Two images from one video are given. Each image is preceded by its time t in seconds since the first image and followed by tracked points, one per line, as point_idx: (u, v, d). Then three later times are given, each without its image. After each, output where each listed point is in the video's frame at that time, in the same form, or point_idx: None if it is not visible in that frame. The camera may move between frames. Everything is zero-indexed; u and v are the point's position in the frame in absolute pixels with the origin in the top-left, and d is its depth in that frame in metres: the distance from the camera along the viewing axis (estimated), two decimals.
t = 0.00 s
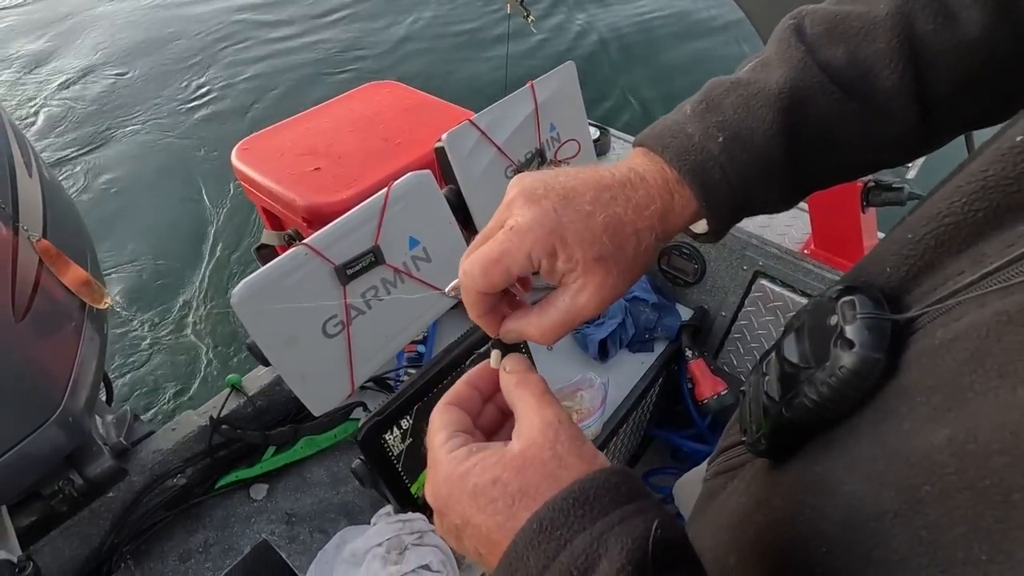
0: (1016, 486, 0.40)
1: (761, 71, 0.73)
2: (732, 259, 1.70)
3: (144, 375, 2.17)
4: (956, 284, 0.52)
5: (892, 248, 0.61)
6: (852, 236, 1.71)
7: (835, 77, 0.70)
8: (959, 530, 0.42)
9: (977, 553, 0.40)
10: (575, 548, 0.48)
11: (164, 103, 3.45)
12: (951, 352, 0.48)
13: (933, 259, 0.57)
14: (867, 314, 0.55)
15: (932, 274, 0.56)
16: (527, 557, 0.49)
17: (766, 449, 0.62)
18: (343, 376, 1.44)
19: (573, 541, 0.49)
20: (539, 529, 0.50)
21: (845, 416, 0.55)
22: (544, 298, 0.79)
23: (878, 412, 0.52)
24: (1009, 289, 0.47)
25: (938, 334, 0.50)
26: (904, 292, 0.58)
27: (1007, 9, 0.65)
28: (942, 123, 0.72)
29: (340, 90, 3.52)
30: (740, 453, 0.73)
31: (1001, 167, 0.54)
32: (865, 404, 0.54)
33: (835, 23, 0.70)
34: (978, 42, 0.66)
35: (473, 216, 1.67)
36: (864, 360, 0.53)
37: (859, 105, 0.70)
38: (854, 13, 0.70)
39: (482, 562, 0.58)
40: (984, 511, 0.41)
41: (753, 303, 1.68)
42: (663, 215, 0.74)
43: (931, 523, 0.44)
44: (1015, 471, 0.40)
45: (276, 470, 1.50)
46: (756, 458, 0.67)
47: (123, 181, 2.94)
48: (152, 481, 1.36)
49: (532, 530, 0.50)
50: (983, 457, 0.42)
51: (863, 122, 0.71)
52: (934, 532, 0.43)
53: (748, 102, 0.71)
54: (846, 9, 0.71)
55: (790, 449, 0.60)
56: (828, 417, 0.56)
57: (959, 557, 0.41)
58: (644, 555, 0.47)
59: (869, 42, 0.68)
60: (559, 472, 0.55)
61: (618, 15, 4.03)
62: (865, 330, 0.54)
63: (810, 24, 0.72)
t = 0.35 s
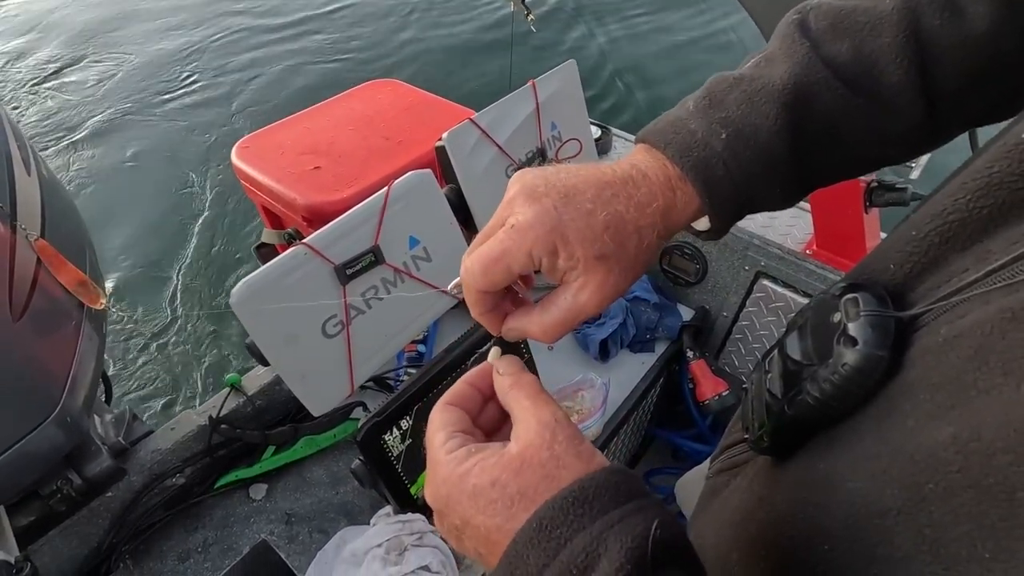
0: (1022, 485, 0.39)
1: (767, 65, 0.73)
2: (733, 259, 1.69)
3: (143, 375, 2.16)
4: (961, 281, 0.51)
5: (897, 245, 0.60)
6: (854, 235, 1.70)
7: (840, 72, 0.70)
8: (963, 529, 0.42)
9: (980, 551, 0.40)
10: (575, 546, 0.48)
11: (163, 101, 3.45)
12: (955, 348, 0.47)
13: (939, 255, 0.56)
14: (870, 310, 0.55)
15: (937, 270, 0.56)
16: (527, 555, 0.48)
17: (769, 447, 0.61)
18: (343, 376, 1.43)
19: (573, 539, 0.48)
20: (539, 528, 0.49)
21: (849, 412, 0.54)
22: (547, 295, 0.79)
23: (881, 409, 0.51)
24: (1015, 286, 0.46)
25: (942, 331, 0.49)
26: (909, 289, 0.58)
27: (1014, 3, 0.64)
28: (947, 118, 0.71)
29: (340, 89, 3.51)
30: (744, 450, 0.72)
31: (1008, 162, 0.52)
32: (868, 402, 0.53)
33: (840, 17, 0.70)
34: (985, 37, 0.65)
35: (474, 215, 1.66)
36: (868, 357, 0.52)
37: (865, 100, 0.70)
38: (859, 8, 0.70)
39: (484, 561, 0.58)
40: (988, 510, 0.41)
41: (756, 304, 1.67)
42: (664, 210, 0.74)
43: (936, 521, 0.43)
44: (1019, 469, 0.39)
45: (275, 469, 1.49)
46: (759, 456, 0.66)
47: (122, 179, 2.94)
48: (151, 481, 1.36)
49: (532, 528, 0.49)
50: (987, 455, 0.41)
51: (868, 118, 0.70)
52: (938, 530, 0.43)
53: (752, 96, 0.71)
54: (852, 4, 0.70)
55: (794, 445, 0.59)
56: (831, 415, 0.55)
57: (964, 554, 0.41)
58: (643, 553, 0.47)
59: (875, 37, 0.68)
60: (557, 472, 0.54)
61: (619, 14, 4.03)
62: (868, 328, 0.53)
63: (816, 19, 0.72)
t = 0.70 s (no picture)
0: None
1: (765, 62, 0.71)
2: (737, 262, 1.70)
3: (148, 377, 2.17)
4: (960, 278, 0.49)
5: (896, 242, 0.58)
6: (857, 238, 1.70)
7: (837, 70, 0.68)
8: (965, 527, 0.40)
9: (984, 550, 0.39)
10: None
11: (169, 103, 3.46)
12: (952, 346, 0.45)
13: (938, 254, 0.54)
14: (869, 308, 0.52)
15: (936, 268, 0.53)
16: None
17: (765, 444, 0.59)
18: (346, 378, 1.43)
19: None
20: None
21: (846, 410, 0.52)
22: (544, 281, 0.82)
23: (879, 408, 0.49)
24: (1015, 283, 0.44)
25: (941, 328, 0.48)
26: (908, 287, 0.56)
27: None
28: (945, 118, 0.69)
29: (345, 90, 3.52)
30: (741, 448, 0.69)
31: (1009, 160, 0.50)
32: (866, 400, 0.51)
33: (840, 15, 0.68)
34: (983, 38, 0.63)
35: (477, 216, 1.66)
36: (866, 355, 0.50)
37: (863, 100, 0.68)
38: (860, 6, 0.68)
39: None
40: (990, 508, 0.39)
41: (757, 306, 1.67)
42: (661, 201, 0.74)
43: (937, 520, 0.42)
44: (1020, 467, 0.38)
45: (279, 471, 1.49)
46: (756, 454, 0.64)
47: (128, 181, 2.95)
48: (154, 482, 1.36)
49: None
50: (989, 453, 0.40)
51: (866, 117, 0.69)
52: (941, 529, 0.42)
53: (749, 92, 0.70)
54: (852, 2, 0.69)
55: (788, 442, 0.57)
56: (830, 413, 0.53)
57: (968, 553, 0.40)
58: None
59: (875, 36, 0.66)
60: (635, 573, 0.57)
61: (624, 17, 4.04)
62: (866, 325, 0.51)
63: (815, 17, 0.70)
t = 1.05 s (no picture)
0: (1015, 485, 0.38)
1: (752, 65, 0.72)
2: (737, 264, 1.70)
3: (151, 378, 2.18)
4: (948, 282, 0.50)
5: (886, 247, 0.58)
6: (856, 241, 1.71)
7: (824, 74, 0.69)
8: (957, 529, 0.41)
9: (976, 551, 0.40)
10: None
11: (171, 104, 3.48)
12: (942, 349, 0.46)
13: (926, 258, 0.54)
14: (860, 311, 0.53)
15: (925, 273, 0.54)
16: None
17: (760, 445, 0.60)
18: (350, 379, 1.44)
19: None
20: None
21: (841, 412, 0.52)
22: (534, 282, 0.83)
23: (872, 410, 0.50)
24: (1004, 289, 0.44)
25: (932, 331, 0.48)
26: (897, 291, 0.56)
27: (997, 5, 0.64)
28: (931, 120, 0.70)
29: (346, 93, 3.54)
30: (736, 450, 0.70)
31: (993, 167, 0.50)
32: (860, 403, 0.51)
33: (826, 19, 0.69)
34: (965, 42, 0.65)
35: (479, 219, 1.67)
36: (858, 357, 0.51)
37: (848, 101, 0.69)
38: (845, 11, 0.69)
39: None
40: (982, 510, 0.40)
41: (757, 307, 1.67)
42: (652, 202, 0.75)
43: (930, 521, 0.43)
44: (1011, 470, 0.39)
45: (281, 472, 1.50)
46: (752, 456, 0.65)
47: (131, 183, 2.97)
48: (158, 483, 1.37)
49: None
50: (981, 456, 0.40)
51: (855, 121, 0.70)
52: (933, 530, 0.42)
53: (738, 96, 0.70)
54: (837, 6, 0.69)
55: (785, 444, 0.58)
56: (825, 415, 0.53)
57: (961, 555, 0.41)
58: None
59: (859, 40, 0.67)
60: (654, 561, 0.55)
61: (624, 21, 4.06)
62: (858, 328, 0.52)
63: (802, 20, 0.71)
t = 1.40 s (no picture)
0: (998, 469, 0.39)
1: (753, 60, 0.74)
2: (735, 262, 1.71)
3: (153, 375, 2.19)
4: (936, 275, 0.51)
5: (878, 243, 0.60)
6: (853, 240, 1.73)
7: (823, 67, 0.70)
8: (943, 513, 0.42)
9: (959, 533, 0.41)
10: None
11: (172, 104, 3.49)
12: (930, 340, 0.47)
13: (917, 253, 0.56)
14: (851, 305, 0.55)
15: (915, 267, 0.55)
16: None
17: (755, 438, 0.61)
18: (350, 375, 1.45)
19: None
20: None
21: (833, 404, 0.54)
22: (545, 276, 0.81)
23: (862, 402, 0.51)
24: (989, 281, 0.45)
25: (920, 323, 0.49)
26: (888, 286, 0.58)
27: (990, 4, 0.65)
28: (926, 117, 0.72)
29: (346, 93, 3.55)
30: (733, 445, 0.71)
31: (979, 164, 0.51)
32: (851, 393, 0.52)
33: (826, 16, 0.71)
34: (960, 39, 0.66)
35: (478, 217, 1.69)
36: (850, 348, 0.52)
37: (848, 95, 0.70)
38: (844, 8, 0.70)
39: None
40: (966, 495, 0.41)
41: (756, 306, 1.69)
42: (654, 187, 0.74)
43: (918, 507, 0.43)
44: (994, 453, 0.39)
45: (281, 469, 1.51)
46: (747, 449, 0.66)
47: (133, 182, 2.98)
48: (160, 479, 1.38)
49: None
50: (965, 442, 0.41)
51: (852, 115, 0.71)
52: (921, 515, 0.43)
53: (739, 86, 0.71)
54: (836, 4, 0.71)
55: (778, 437, 0.59)
56: (818, 406, 0.55)
57: (948, 538, 0.41)
58: None
59: (857, 36, 0.69)
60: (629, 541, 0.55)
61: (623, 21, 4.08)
62: (850, 321, 0.53)
63: (802, 18, 0.72)
